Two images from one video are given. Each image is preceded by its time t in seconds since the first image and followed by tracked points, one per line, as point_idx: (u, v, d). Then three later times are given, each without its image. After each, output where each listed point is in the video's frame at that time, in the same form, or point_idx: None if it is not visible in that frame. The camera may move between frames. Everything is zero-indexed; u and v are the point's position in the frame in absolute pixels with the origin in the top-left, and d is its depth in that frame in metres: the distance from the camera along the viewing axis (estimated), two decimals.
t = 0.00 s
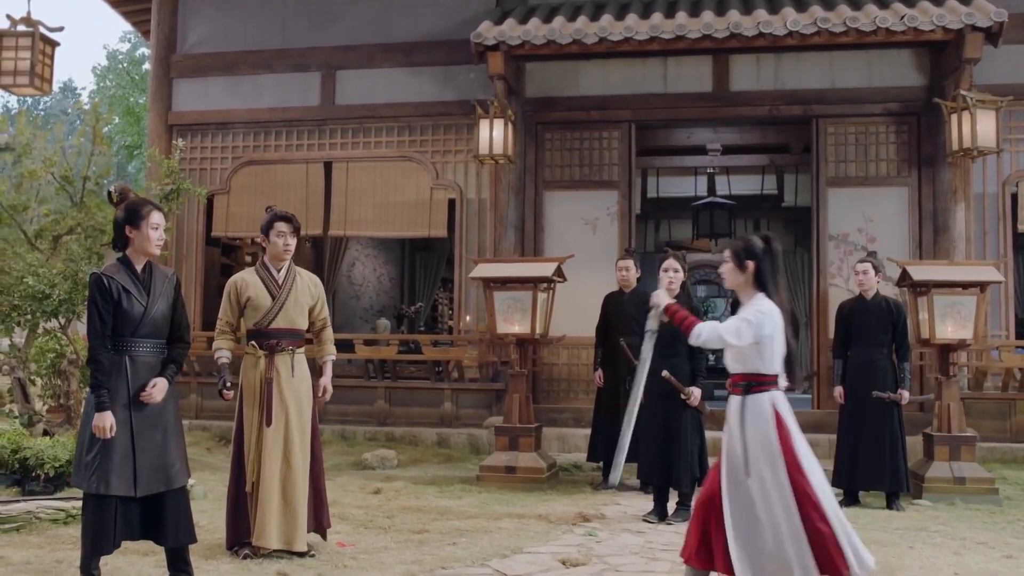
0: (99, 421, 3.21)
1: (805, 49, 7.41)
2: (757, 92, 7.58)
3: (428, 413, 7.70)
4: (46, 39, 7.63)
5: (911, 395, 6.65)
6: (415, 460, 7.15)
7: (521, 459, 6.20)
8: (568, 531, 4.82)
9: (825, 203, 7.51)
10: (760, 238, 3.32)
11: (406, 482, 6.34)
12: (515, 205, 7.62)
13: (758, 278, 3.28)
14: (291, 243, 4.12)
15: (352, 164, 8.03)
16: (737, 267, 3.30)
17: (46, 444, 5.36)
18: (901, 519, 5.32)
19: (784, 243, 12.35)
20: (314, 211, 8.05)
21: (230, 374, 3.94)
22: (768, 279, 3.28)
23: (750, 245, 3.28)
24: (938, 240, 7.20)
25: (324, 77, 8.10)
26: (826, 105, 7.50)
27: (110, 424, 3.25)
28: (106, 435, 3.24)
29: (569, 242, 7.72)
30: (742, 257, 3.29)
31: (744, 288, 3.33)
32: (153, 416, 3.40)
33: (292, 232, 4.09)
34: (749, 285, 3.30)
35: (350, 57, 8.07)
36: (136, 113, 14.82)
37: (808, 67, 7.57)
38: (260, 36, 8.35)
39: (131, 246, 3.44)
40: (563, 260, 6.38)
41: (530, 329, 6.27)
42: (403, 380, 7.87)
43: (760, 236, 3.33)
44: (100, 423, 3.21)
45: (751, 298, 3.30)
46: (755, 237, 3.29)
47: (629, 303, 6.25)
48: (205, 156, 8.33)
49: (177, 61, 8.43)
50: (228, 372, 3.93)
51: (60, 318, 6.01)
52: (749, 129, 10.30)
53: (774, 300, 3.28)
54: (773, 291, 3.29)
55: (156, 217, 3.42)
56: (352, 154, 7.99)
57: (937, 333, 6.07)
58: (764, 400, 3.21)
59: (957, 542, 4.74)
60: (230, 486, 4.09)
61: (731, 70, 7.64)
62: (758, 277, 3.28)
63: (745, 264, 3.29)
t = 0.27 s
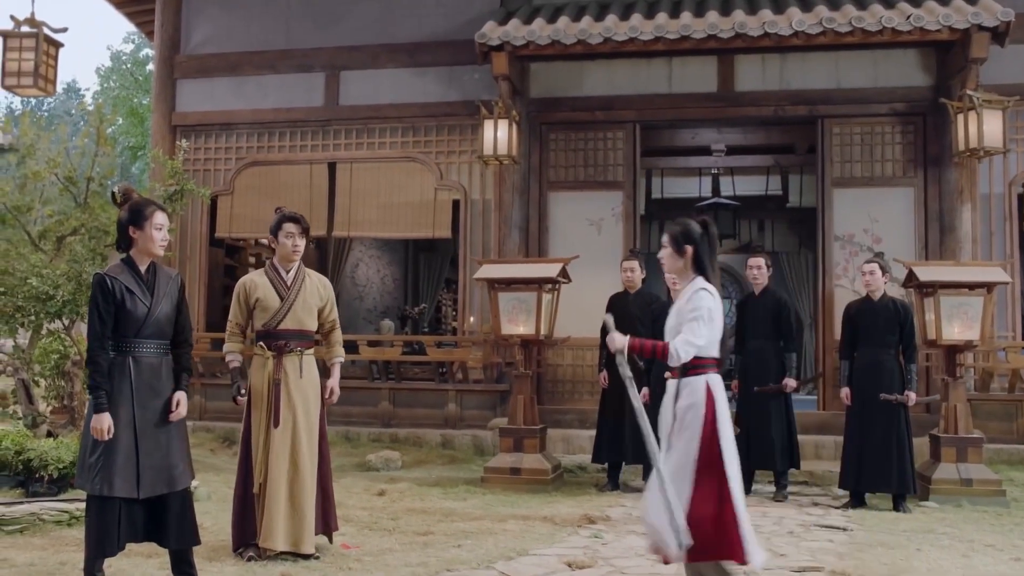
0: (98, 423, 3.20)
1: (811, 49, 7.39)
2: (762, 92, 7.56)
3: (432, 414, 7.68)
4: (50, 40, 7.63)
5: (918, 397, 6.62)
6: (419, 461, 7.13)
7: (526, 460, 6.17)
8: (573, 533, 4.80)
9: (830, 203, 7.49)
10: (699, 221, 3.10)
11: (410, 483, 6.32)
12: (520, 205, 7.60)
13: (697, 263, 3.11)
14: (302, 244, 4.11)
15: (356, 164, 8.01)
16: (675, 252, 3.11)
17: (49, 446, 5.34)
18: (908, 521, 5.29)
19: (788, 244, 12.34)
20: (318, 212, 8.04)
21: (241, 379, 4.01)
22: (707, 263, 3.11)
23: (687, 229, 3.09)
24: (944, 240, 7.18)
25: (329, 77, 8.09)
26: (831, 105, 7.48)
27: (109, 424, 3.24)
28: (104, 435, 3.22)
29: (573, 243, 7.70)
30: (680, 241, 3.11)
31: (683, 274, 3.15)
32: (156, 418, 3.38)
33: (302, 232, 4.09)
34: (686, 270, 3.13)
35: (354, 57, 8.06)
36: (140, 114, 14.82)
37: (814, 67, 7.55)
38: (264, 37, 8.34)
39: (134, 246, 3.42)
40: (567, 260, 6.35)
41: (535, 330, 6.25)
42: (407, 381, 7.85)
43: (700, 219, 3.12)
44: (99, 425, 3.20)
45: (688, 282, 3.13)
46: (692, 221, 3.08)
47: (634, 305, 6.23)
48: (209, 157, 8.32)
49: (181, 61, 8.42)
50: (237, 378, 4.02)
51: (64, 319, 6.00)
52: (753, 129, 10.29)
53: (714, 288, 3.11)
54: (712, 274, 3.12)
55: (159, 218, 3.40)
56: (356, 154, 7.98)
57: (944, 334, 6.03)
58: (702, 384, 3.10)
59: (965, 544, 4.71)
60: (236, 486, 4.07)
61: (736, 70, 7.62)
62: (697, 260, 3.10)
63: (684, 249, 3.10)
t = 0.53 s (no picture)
0: (102, 422, 3.17)
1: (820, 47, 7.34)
2: (771, 90, 7.52)
3: (439, 414, 7.64)
4: (56, 39, 7.61)
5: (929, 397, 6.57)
6: (426, 462, 7.10)
7: (534, 461, 6.14)
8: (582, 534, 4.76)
9: (840, 202, 7.44)
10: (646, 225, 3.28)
11: (418, 483, 6.30)
12: (527, 204, 7.57)
13: (645, 267, 3.28)
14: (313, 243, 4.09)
15: (363, 163, 7.98)
16: (624, 257, 3.28)
17: (55, 446, 5.32)
18: (919, 522, 5.24)
19: (796, 244, 12.30)
20: (325, 211, 8.01)
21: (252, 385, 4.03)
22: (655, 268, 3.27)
23: (635, 233, 3.26)
24: (954, 239, 7.13)
25: (335, 76, 8.06)
26: (840, 103, 7.43)
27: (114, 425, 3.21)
28: (108, 436, 3.19)
29: (581, 242, 7.66)
30: (629, 245, 3.27)
31: (630, 277, 3.32)
32: (163, 418, 3.35)
33: (312, 231, 4.06)
34: (635, 273, 3.31)
35: (360, 56, 8.03)
36: (145, 113, 14.81)
37: (823, 65, 7.50)
38: (270, 36, 8.32)
39: (141, 245, 3.39)
40: (576, 260, 6.32)
41: (543, 329, 6.21)
42: (413, 381, 7.82)
43: (645, 222, 3.30)
44: (103, 425, 3.17)
45: (635, 287, 3.30)
46: (640, 226, 3.26)
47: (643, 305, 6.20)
48: (215, 156, 8.30)
49: (187, 60, 8.40)
50: (248, 382, 4.00)
51: (69, 319, 5.97)
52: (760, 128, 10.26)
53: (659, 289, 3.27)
54: (659, 279, 3.29)
55: (166, 216, 3.37)
56: (363, 153, 7.95)
57: (955, 334, 5.98)
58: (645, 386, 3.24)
59: (978, 546, 4.67)
60: (245, 487, 4.05)
61: (745, 67, 7.58)
62: (645, 266, 3.28)
63: (633, 254, 3.27)
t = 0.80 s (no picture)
0: (106, 422, 3.14)
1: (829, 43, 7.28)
2: (779, 87, 7.47)
3: (446, 413, 7.60)
4: (61, 36, 7.58)
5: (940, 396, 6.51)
6: (433, 461, 7.06)
7: (542, 461, 6.09)
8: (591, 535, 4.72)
9: (849, 200, 7.38)
10: (600, 212, 3.26)
11: (425, 483, 6.26)
12: (534, 202, 7.52)
13: (597, 256, 3.26)
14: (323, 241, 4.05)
15: (369, 161, 7.94)
16: (579, 245, 3.25)
17: (61, 445, 5.29)
18: (932, 523, 5.19)
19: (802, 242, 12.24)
20: (331, 209, 7.97)
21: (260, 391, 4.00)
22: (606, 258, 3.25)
23: (590, 220, 3.23)
24: (965, 237, 7.08)
25: (341, 73, 8.02)
26: (850, 100, 7.37)
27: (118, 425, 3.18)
28: (112, 435, 3.16)
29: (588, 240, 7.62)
30: (582, 232, 3.25)
31: (583, 265, 3.29)
32: (169, 417, 3.32)
33: (322, 229, 4.02)
34: (589, 263, 3.28)
35: (366, 53, 8.00)
36: (151, 111, 14.79)
37: (832, 62, 7.44)
38: (275, 33, 8.28)
39: (146, 242, 3.36)
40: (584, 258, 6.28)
41: (551, 328, 6.17)
42: (420, 380, 7.78)
43: (600, 210, 3.27)
44: (107, 425, 3.14)
45: (588, 276, 3.27)
46: (595, 213, 3.23)
47: (652, 303, 6.16)
48: (220, 154, 8.27)
49: (192, 58, 8.37)
50: (257, 381, 4.01)
51: (75, 318, 5.94)
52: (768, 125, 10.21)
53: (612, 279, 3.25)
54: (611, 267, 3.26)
55: (171, 213, 3.34)
56: (369, 151, 7.91)
57: (967, 333, 5.92)
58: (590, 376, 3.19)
59: (992, 547, 4.61)
60: (253, 486, 4.02)
61: (753, 64, 7.53)
62: (599, 255, 3.25)
63: (587, 242, 3.25)
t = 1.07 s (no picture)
0: (111, 420, 3.08)
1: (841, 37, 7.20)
2: (791, 81, 7.39)
3: (454, 410, 7.55)
4: (67, 31, 7.53)
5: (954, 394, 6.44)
6: (441, 458, 7.00)
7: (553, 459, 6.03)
8: (603, 534, 4.65)
9: (862, 195, 7.30)
10: (555, 201, 3.20)
11: (433, 481, 6.20)
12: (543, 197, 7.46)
13: (555, 247, 3.19)
14: (333, 237, 3.99)
15: (376, 156, 7.88)
16: (534, 237, 3.20)
17: (67, 442, 5.24)
18: (948, 522, 5.12)
19: (811, 238, 12.15)
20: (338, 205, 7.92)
21: (272, 383, 3.97)
22: (564, 246, 3.19)
23: (545, 210, 3.17)
24: (979, 232, 6.99)
25: (348, 68, 7.96)
26: (862, 94, 7.28)
27: (124, 423, 3.12)
28: (117, 433, 3.10)
29: (597, 235, 7.55)
30: (538, 223, 3.19)
31: (542, 256, 3.24)
32: (175, 415, 3.26)
33: (333, 224, 3.96)
34: (547, 253, 3.22)
35: (373, 47, 7.93)
36: (157, 106, 14.75)
37: (844, 55, 7.35)
38: (282, 27, 8.22)
39: (153, 238, 3.31)
40: (594, 254, 6.21)
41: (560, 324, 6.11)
42: (428, 377, 7.72)
43: (555, 199, 3.21)
44: (113, 423, 3.08)
45: (546, 267, 3.21)
46: (550, 203, 3.17)
47: (662, 299, 6.08)
48: (227, 149, 8.21)
49: (198, 52, 8.32)
50: (268, 376, 3.97)
51: (81, 314, 5.89)
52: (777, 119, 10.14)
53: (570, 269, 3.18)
54: (570, 256, 3.19)
55: (178, 208, 3.28)
56: (377, 146, 7.85)
57: (982, 330, 5.84)
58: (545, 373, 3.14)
59: (1010, 547, 4.54)
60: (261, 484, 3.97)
61: (764, 58, 7.45)
62: (556, 245, 3.19)
63: (543, 233, 3.19)
